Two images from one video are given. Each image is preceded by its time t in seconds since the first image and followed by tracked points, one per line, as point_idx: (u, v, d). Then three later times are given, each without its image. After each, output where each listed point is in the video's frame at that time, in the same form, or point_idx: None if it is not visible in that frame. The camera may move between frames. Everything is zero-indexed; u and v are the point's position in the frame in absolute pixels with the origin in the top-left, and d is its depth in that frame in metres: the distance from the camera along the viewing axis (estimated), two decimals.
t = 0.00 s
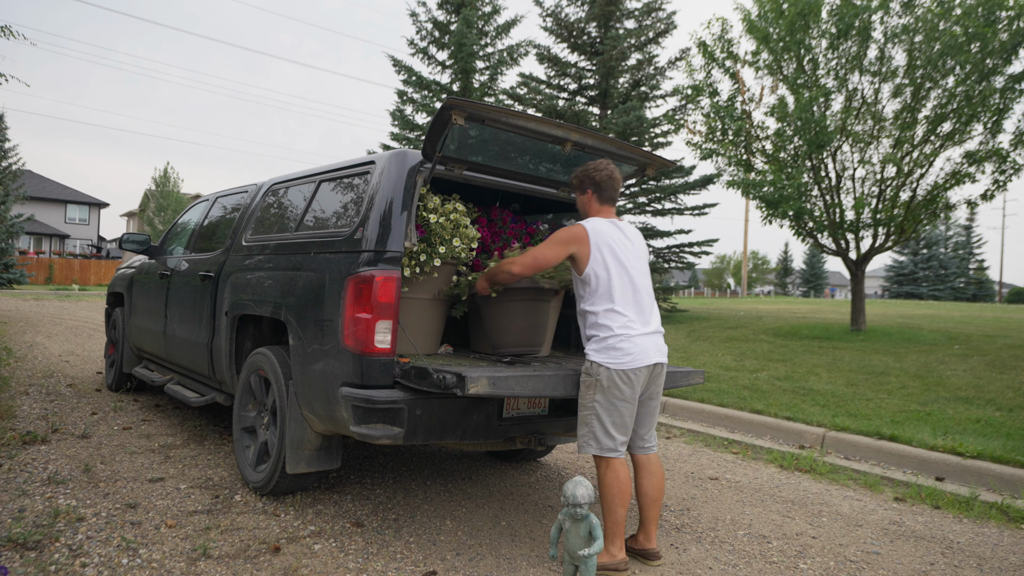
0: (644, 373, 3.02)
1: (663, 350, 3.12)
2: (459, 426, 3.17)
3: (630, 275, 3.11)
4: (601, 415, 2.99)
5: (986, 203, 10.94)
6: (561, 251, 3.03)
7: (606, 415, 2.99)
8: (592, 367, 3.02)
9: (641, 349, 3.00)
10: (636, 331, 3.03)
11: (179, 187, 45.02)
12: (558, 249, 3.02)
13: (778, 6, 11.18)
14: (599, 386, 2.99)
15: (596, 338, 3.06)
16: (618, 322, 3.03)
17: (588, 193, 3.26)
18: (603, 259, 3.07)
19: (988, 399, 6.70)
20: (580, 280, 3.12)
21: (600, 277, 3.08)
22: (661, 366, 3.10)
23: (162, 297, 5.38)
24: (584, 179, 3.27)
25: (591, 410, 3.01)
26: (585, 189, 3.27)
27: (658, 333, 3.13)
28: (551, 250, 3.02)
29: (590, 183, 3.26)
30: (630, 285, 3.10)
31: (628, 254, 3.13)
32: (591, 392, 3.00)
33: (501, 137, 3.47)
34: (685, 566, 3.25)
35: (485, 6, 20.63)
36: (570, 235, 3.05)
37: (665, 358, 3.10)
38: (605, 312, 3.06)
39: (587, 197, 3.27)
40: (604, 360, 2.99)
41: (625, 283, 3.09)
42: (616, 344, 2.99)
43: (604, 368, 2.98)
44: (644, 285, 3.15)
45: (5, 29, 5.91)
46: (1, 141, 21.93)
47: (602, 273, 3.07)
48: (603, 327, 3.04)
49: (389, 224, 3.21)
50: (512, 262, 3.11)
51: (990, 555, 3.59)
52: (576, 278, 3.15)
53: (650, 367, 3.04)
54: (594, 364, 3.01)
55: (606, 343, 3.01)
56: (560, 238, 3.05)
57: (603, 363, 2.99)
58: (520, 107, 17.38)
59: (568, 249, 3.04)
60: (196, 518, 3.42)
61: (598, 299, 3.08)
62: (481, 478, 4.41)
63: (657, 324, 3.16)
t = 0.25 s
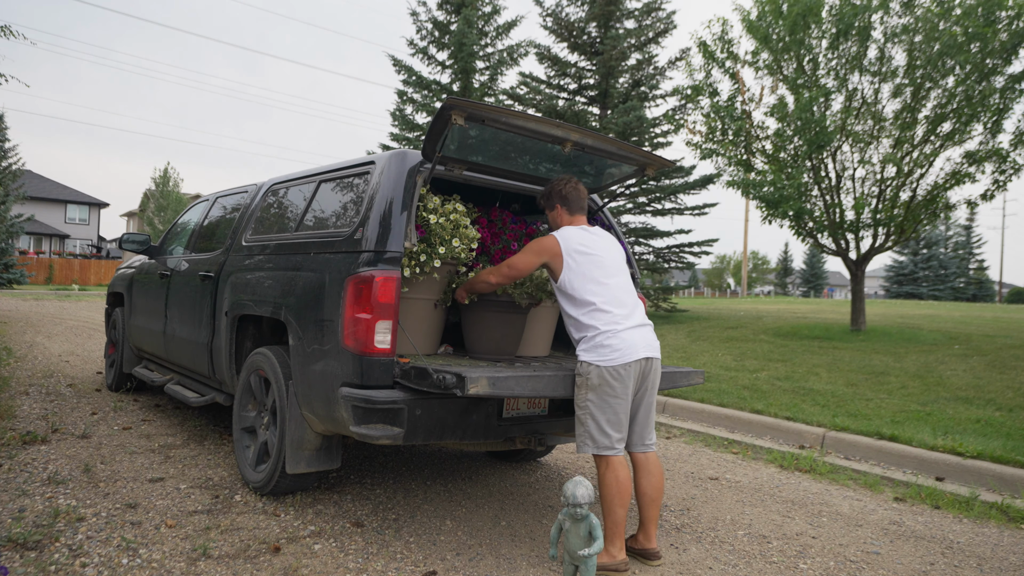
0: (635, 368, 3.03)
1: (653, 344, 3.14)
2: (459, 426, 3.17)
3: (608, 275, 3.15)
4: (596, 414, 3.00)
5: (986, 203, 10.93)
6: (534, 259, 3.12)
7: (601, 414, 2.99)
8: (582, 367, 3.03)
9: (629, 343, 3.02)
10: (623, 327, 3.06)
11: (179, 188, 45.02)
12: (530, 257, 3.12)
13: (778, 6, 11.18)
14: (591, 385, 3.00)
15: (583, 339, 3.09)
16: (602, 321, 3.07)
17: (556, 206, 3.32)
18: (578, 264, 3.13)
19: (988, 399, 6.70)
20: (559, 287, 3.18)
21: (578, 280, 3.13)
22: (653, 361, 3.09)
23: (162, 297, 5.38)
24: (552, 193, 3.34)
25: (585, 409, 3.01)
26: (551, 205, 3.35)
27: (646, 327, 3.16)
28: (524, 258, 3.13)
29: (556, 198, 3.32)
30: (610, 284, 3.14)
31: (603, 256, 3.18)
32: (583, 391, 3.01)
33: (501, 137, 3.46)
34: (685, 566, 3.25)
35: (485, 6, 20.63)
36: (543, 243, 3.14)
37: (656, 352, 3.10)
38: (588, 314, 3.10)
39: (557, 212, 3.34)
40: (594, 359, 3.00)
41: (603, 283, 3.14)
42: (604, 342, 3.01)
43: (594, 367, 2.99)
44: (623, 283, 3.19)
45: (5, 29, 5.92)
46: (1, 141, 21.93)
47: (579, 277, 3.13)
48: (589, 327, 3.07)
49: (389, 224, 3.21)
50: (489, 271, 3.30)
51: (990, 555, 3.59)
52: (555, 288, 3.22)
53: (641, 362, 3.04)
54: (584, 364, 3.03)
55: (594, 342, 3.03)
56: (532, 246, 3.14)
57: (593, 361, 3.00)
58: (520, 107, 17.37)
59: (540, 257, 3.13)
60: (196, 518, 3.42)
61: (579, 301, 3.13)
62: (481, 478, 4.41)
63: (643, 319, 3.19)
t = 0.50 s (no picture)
0: (635, 367, 3.03)
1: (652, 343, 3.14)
2: (459, 426, 3.17)
3: (605, 274, 3.15)
4: (595, 415, 3.00)
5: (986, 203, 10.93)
6: (533, 259, 3.13)
7: (600, 414, 3.00)
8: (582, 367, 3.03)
9: (629, 342, 3.02)
10: (622, 326, 3.06)
11: (179, 187, 45.03)
12: (530, 256, 3.12)
13: (778, 6, 11.18)
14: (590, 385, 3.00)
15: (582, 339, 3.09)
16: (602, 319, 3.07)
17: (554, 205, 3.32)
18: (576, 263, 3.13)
19: (988, 399, 6.70)
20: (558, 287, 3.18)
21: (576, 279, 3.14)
22: (652, 361, 3.10)
23: (161, 297, 5.38)
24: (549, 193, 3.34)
25: (585, 409, 3.02)
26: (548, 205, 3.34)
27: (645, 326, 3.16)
28: (524, 257, 3.13)
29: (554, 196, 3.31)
30: (608, 284, 3.14)
31: (600, 255, 3.19)
32: (583, 390, 3.01)
33: (501, 137, 3.46)
34: (685, 566, 3.25)
35: (485, 6, 20.63)
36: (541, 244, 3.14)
37: (655, 352, 3.11)
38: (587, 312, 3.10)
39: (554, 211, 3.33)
40: (593, 358, 3.00)
41: (602, 282, 3.13)
42: (603, 341, 3.01)
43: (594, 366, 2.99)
44: (622, 282, 3.20)
45: (5, 29, 5.92)
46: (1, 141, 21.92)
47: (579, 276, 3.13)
48: (589, 326, 3.07)
49: (389, 225, 3.21)
50: (489, 272, 3.29)
51: (990, 555, 3.59)
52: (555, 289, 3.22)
53: (641, 362, 3.04)
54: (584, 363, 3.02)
55: (592, 342, 3.03)
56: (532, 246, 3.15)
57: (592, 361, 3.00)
58: (520, 107, 17.37)
59: (540, 258, 3.13)
60: (197, 518, 3.42)
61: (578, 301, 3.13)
62: (481, 478, 4.41)
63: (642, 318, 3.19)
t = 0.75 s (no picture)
0: (640, 370, 3.03)
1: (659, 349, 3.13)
2: (459, 426, 3.17)
3: (621, 274, 3.13)
4: (599, 415, 3.00)
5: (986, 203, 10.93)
6: (566, 258, 3.05)
7: (604, 414, 2.99)
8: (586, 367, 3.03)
9: (636, 346, 3.01)
10: (631, 329, 3.05)
11: (179, 188, 45.05)
12: (563, 255, 3.05)
13: (778, 6, 11.18)
14: (594, 386, 3.00)
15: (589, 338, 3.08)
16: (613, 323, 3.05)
17: (575, 202, 3.28)
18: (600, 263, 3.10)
19: (988, 399, 6.70)
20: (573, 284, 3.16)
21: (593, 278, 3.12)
22: (658, 365, 3.10)
23: (161, 297, 5.38)
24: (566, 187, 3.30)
25: (589, 409, 3.01)
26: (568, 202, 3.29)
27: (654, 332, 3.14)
28: (557, 258, 3.05)
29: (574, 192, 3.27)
30: (624, 285, 3.12)
31: (622, 255, 3.15)
32: (588, 390, 3.01)
33: (501, 137, 3.46)
34: (685, 566, 3.25)
35: (485, 6, 20.63)
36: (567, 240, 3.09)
37: (661, 355, 3.11)
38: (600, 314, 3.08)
39: (574, 208, 3.29)
40: (598, 359, 3.00)
41: (620, 284, 3.12)
42: (610, 343, 3.01)
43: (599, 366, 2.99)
44: (639, 285, 3.17)
45: (5, 29, 5.91)
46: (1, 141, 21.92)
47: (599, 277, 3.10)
48: (598, 327, 3.06)
49: (389, 224, 3.21)
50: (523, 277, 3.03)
51: (990, 555, 3.59)
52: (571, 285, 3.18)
53: (646, 365, 3.04)
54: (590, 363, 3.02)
55: (599, 343, 3.03)
56: (561, 245, 3.07)
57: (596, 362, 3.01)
58: (520, 107, 17.38)
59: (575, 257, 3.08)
60: (197, 518, 3.42)
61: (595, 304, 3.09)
62: (481, 478, 4.41)
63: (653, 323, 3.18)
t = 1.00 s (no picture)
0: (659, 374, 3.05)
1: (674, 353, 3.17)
2: (459, 426, 3.17)
3: (646, 272, 3.12)
4: (615, 416, 2.99)
5: (986, 203, 10.93)
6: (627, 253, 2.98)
7: (620, 417, 2.99)
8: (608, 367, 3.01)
9: (659, 350, 3.04)
10: (654, 331, 3.06)
11: (179, 188, 45.03)
12: (626, 248, 2.98)
13: (778, 6, 11.18)
14: (613, 387, 3.00)
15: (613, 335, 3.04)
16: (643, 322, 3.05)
17: (597, 197, 3.25)
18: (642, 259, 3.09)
19: (988, 399, 6.70)
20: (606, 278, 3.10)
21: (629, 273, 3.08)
22: (674, 368, 3.12)
23: (161, 297, 5.38)
24: (589, 182, 3.27)
25: (605, 410, 3.01)
26: (590, 198, 3.26)
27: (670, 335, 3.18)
28: (621, 249, 2.97)
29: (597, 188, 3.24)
30: (649, 283, 3.11)
31: (652, 255, 3.16)
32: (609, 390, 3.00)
33: (501, 137, 3.46)
34: (685, 566, 3.25)
35: (485, 6, 20.63)
36: (616, 232, 3.01)
37: (678, 359, 3.13)
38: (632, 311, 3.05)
39: (596, 204, 3.26)
40: (622, 360, 2.99)
41: (650, 284, 3.12)
42: (637, 344, 3.00)
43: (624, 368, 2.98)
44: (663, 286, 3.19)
45: (5, 29, 5.91)
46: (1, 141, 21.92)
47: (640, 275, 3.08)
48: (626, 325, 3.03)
49: (389, 224, 3.21)
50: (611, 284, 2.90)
51: (990, 555, 3.59)
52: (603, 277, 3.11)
53: (665, 369, 3.05)
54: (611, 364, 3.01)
55: (626, 342, 3.01)
56: (617, 237, 2.99)
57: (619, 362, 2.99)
58: (520, 107, 17.39)
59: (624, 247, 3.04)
60: (196, 518, 3.42)
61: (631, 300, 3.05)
62: (481, 478, 4.41)
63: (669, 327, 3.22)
